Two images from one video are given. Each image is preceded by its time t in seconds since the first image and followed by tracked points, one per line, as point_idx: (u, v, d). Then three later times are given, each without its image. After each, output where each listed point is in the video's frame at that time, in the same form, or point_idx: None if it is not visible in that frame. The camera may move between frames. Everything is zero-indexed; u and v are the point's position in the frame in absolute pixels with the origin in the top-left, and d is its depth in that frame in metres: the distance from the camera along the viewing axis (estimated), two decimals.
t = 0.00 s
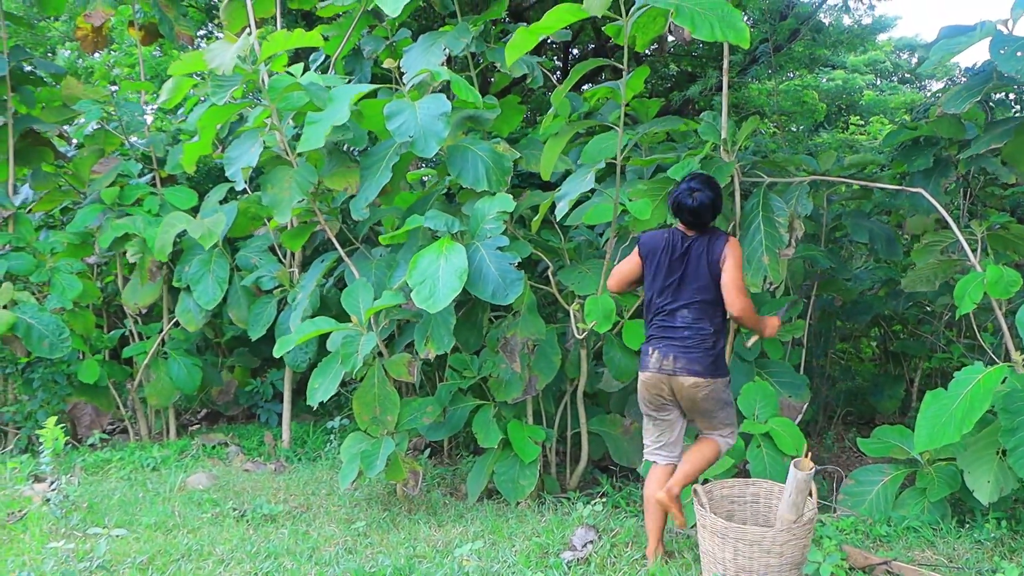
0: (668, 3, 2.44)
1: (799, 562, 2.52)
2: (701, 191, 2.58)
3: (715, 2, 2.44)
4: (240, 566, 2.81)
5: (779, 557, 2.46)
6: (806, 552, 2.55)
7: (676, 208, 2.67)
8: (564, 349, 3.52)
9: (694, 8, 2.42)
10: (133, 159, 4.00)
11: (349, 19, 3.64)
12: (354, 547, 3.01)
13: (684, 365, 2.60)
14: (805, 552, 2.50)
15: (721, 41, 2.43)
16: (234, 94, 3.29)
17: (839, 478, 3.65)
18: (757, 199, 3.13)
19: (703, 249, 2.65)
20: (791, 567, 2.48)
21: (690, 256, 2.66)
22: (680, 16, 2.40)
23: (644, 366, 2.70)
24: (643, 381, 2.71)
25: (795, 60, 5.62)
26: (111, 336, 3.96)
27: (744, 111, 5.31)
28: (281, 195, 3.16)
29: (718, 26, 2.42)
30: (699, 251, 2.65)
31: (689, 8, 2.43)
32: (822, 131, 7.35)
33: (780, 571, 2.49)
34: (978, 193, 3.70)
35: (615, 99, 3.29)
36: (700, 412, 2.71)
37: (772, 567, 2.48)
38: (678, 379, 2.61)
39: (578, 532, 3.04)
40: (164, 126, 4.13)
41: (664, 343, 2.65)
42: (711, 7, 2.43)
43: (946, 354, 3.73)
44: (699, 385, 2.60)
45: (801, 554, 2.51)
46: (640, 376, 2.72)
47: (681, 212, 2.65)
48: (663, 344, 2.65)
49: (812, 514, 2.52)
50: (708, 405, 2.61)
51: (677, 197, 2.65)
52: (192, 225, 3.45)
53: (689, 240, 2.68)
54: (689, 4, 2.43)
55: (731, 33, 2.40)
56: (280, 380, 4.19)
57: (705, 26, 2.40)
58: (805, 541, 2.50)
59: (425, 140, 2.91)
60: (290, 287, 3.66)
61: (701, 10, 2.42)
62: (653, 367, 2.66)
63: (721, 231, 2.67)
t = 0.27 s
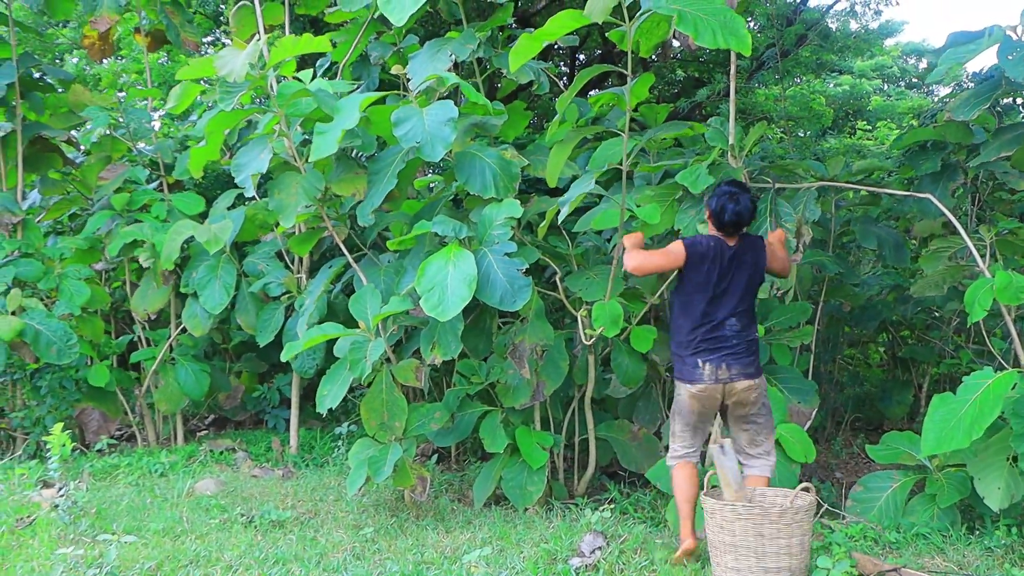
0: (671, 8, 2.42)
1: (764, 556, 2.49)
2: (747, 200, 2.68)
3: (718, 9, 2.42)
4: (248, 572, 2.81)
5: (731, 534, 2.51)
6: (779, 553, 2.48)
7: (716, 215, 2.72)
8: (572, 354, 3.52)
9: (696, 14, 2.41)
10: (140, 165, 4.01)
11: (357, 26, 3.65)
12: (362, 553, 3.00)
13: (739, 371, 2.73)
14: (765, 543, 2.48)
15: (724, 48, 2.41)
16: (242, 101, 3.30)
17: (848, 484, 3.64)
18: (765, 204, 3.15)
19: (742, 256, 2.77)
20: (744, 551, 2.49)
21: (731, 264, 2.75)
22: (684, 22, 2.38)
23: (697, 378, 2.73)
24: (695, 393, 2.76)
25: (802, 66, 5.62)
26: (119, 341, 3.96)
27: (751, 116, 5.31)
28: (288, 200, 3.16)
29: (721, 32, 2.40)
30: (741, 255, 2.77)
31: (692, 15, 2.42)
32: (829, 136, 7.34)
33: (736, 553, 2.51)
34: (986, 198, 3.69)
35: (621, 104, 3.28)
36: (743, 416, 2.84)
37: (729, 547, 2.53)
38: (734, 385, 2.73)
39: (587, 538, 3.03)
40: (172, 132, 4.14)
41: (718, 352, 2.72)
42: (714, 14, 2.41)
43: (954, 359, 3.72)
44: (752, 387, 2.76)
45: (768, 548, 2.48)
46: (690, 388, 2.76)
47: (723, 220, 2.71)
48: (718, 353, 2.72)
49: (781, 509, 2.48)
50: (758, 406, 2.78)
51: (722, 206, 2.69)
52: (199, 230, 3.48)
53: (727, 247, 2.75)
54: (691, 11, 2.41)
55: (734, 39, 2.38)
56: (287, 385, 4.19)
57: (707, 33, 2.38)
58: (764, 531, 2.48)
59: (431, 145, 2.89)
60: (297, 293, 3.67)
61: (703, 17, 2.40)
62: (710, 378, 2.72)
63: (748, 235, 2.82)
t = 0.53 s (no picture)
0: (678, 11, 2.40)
1: (752, 558, 2.50)
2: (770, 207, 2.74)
3: (726, 13, 2.40)
4: None
5: (715, 547, 2.51)
6: (764, 550, 2.49)
7: (742, 224, 2.74)
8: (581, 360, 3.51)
9: (704, 17, 2.39)
10: (150, 171, 4.02)
11: (366, 31, 3.65)
12: (371, 559, 3.00)
13: (772, 374, 2.76)
14: (749, 547, 2.48)
15: (732, 51, 2.39)
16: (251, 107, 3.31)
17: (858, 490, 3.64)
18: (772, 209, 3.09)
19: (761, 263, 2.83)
20: (731, 559, 2.49)
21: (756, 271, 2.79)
22: (691, 26, 2.36)
23: (736, 385, 2.71)
24: (729, 398, 2.73)
25: (811, 70, 5.62)
26: (129, 347, 3.97)
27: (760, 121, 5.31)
28: (302, 208, 3.20)
29: (728, 36, 2.38)
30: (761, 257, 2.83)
31: (701, 18, 2.40)
32: (837, 141, 7.36)
33: (725, 562, 2.51)
34: (997, 203, 3.66)
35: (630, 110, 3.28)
36: (769, 423, 2.84)
37: (716, 558, 2.53)
38: (767, 389, 2.75)
39: (597, 544, 3.02)
40: (182, 137, 4.15)
41: (754, 358, 2.74)
42: (722, 18, 2.39)
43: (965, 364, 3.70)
44: (780, 390, 2.77)
45: (752, 550, 2.49)
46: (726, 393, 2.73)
47: (749, 229, 2.73)
48: (755, 357, 2.73)
49: (752, 508, 2.50)
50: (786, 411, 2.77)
51: (748, 214, 2.72)
52: (209, 238, 3.48)
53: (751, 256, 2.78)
54: (700, 14, 2.39)
55: (742, 42, 2.36)
56: (296, 390, 4.20)
57: (716, 35, 2.36)
58: (743, 534, 2.48)
59: (447, 149, 2.90)
60: (306, 298, 3.67)
61: (711, 20, 2.38)
62: (748, 384, 2.72)
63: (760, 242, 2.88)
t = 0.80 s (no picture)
0: (691, 16, 2.39)
1: (737, 551, 2.64)
2: (772, 209, 2.74)
3: (738, 19, 2.40)
4: None
5: (700, 556, 2.67)
6: (744, 539, 2.63)
7: (742, 224, 2.77)
8: (592, 365, 3.51)
9: (717, 23, 2.38)
10: (162, 175, 4.03)
11: (377, 36, 3.66)
12: (383, 564, 3.00)
13: (772, 370, 2.81)
14: (728, 541, 2.64)
15: (744, 60, 2.39)
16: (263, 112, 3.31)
17: (870, 496, 3.62)
18: (784, 214, 3.03)
19: (767, 261, 2.84)
20: (717, 559, 2.64)
21: (759, 270, 2.82)
22: (704, 32, 2.36)
23: (733, 377, 2.80)
24: (726, 392, 2.83)
25: (822, 74, 5.62)
26: (140, 351, 3.98)
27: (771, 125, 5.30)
28: (313, 214, 3.20)
29: (742, 44, 2.38)
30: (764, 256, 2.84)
31: (714, 24, 2.39)
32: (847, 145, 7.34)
33: (715, 564, 2.66)
34: (1010, 208, 3.65)
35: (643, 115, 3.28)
36: (782, 414, 2.90)
37: (707, 564, 2.67)
38: (765, 384, 2.81)
39: (608, 549, 3.01)
40: (193, 142, 4.17)
41: (753, 353, 2.80)
42: (735, 24, 2.38)
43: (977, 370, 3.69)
44: (781, 385, 2.83)
45: (732, 543, 2.64)
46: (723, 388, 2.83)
47: (754, 232, 2.74)
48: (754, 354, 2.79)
49: (720, 505, 2.65)
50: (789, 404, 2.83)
51: (749, 215, 2.74)
52: (219, 243, 3.48)
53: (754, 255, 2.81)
54: (713, 20, 2.38)
55: (754, 51, 2.36)
56: (307, 395, 4.21)
57: (729, 42, 2.36)
58: (719, 531, 2.64)
59: (458, 152, 2.90)
60: (316, 302, 3.67)
61: (724, 27, 2.38)
62: (746, 378, 2.79)
63: (768, 240, 2.89)
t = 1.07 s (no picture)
0: (710, 25, 2.40)
1: (699, 561, 2.53)
2: (782, 213, 2.73)
3: (756, 28, 2.41)
4: None
5: None
6: (692, 545, 2.56)
7: (750, 229, 2.77)
8: (604, 371, 3.51)
9: (735, 32, 2.39)
10: (174, 181, 4.05)
11: (388, 42, 3.67)
12: (394, 570, 2.99)
13: (793, 370, 2.82)
14: (683, 558, 2.55)
15: (760, 69, 2.40)
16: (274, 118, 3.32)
17: (883, 502, 3.63)
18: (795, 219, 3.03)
19: (781, 263, 2.85)
20: None
21: (773, 273, 2.82)
22: (724, 41, 2.35)
23: (757, 379, 2.80)
24: (750, 394, 2.82)
25: (833, 79, 5.61)
26: (152, 356, 3.99)
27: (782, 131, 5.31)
28: (323, 218, 3.20)
29: (759, 53, 2.39)
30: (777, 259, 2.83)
31: (732, 33, 2.39)
32: (858, 151, 7.33)
33: None
34: None
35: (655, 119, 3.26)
36: (798, 417, 2.88)
37: None
38: (787, 385, 2.82)
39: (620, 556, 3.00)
40: (205, 148, 4.19)
41: (775, 355, 2.81)
42: (752, 34, 2.40)
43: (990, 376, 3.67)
44: (802, 386, 2.83)
45: (687, 555, 2.55)
46: (746, 391, 2.82)
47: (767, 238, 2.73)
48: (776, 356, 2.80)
49: (655, 534, 2.64)
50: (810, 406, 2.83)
51: (760, 219, 2.73)
52: (231, 246, 3.49)
53: (768, 258, 2.81)
54: (732, 29, 2.39)
55: (771, 61, 2.38)
56: (318, 400, 4.22)
57: (747, 53, 2.36)
58: (670, 555, 2.57)
59: (468, 157, 2.89)
60: (327, 307, 3.66)
61: (742, 36, 2.39)
62: (770, 379, 2.80)
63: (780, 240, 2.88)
